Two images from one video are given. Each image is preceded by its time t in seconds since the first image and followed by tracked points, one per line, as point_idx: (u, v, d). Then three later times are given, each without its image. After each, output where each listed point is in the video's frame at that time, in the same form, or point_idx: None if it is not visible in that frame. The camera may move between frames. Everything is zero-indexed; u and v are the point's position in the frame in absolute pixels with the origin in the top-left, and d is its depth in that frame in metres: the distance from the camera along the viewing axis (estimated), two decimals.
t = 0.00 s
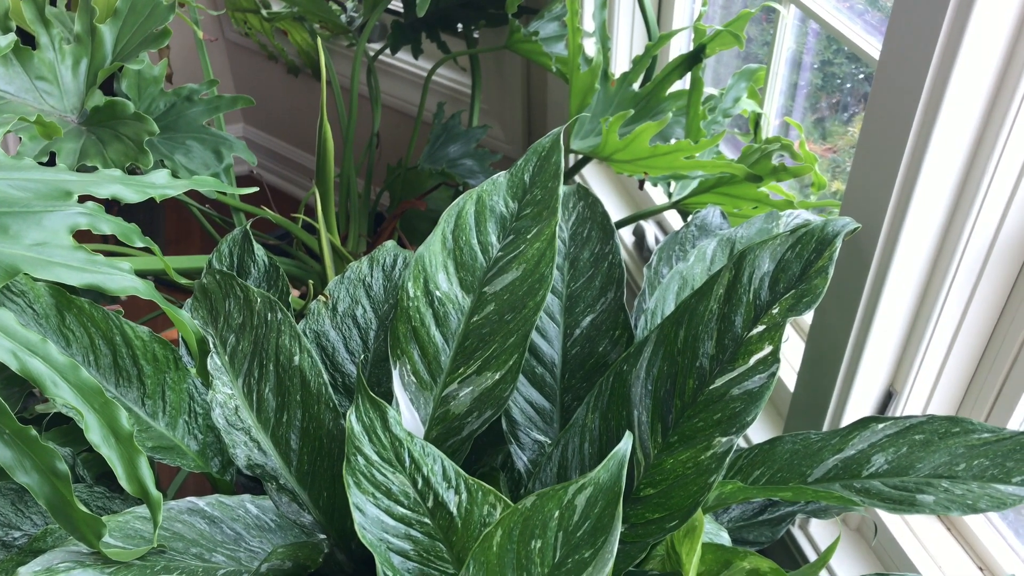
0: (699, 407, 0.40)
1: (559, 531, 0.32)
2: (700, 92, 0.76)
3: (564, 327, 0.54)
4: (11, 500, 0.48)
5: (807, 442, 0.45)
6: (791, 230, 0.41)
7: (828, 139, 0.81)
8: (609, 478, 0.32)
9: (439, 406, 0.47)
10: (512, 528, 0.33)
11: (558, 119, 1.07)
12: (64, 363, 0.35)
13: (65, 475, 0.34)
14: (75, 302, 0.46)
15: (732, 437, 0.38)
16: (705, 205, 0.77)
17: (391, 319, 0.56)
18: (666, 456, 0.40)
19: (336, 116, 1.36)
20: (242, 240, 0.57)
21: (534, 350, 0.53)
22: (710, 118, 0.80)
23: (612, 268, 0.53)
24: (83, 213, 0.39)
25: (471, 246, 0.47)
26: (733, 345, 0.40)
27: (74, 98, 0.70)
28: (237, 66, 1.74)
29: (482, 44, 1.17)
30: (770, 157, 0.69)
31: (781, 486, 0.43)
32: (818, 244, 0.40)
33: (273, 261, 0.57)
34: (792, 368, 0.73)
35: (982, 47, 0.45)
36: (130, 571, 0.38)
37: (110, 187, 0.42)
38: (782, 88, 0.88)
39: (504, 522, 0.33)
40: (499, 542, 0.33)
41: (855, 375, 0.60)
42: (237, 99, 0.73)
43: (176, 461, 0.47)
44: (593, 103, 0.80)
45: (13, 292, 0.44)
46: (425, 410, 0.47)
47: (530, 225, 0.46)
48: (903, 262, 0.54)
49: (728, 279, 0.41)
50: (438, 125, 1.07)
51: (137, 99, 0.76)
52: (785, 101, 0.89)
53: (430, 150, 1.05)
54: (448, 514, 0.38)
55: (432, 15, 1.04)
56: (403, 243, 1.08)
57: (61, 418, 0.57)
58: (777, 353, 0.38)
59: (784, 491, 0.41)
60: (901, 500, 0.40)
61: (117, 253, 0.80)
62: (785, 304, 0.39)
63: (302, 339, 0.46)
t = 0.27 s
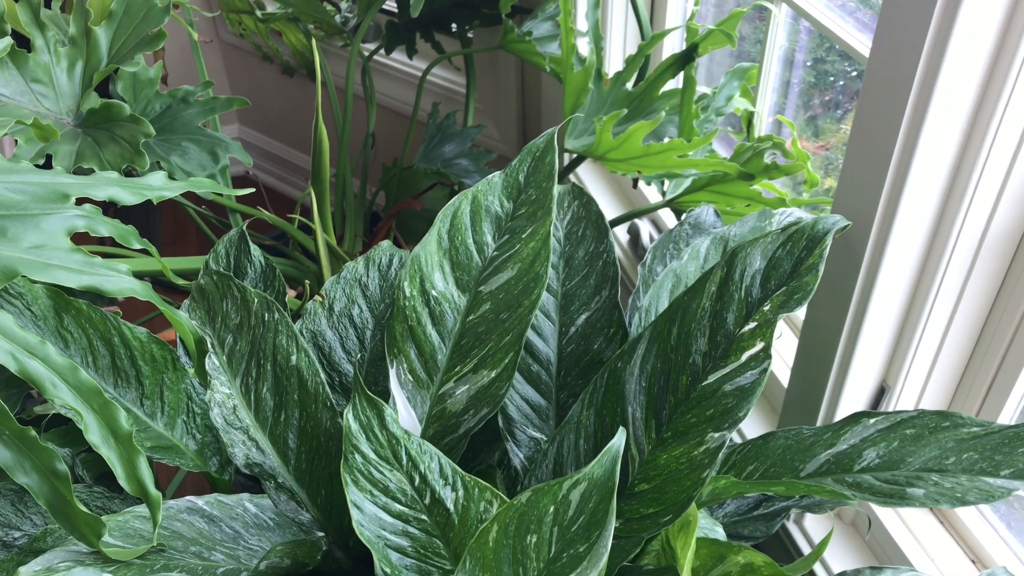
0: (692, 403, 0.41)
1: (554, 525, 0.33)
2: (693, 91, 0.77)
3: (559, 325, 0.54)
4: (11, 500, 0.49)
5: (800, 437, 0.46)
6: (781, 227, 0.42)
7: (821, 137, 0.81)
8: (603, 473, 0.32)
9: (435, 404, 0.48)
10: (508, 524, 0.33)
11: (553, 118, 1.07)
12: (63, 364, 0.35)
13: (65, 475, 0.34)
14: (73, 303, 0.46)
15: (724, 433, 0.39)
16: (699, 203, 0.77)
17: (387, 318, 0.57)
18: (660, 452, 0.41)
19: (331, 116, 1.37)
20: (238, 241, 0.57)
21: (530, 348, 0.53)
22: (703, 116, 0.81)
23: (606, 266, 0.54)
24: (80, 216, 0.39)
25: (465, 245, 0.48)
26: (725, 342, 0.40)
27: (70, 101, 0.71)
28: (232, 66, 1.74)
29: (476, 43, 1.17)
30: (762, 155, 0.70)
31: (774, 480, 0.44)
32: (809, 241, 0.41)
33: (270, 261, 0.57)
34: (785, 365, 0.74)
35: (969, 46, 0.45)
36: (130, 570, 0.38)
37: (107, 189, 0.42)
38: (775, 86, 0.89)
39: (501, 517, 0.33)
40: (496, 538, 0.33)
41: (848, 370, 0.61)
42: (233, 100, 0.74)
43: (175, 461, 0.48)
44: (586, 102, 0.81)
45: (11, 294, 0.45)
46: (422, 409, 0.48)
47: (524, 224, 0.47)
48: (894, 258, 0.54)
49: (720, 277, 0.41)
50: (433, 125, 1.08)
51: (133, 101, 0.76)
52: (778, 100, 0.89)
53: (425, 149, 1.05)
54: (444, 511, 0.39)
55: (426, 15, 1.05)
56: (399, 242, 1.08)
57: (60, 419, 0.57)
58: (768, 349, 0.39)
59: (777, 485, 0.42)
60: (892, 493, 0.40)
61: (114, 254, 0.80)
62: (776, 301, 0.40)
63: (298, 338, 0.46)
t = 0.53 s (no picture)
0: (682, 399, 0.41)
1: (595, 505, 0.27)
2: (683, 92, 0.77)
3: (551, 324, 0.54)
4: (4, 501, 0.49)
5: (790, 434, 0.46)
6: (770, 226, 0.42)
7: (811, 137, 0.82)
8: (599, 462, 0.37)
9: (427, 403, 0.48)
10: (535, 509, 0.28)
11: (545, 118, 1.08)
12: (56, 364, 0.35)
13: (58, 474, 0.34)
14: (65, 303, 0.47)
15: (713, 428, 0.40)
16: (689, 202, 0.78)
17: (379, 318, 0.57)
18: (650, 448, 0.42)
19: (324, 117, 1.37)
20: (231, 241, 0.57)
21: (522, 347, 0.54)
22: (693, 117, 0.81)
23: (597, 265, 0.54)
24: (73, 216, 0.39)
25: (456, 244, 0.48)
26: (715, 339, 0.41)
27: (61, 102, 0.70)
28: (224, 67, 1.74)
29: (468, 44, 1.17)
30: (752, 155, 0.69)
31: (764, 476, 0.44)
32: (796, 239, 0.41)
33: (262, 261, 0.57)
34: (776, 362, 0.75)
35: (954, 46, 0.46)
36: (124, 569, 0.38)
37: (100, 190, 0.42)
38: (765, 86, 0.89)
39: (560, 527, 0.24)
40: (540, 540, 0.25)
41: (837, 367, 0.61)
42: (225, 101, 0.74)
43: (168, 460, 0.48)
44: (577, 103, 0.82)
45: (3, 293, 0.45)
46: (414, 408, 0.48)
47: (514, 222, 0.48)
48: (882, 256, 0.55)
49: (709, 275, 0.42)
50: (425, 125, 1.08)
51: (125, 102, 0.76)
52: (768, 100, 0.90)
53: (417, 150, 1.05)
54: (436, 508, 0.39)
55: (418, 16, 1.05)
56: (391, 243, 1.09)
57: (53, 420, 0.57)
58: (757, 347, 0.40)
59: (767, 481, 0.42)
60: (879, 488, 0.41)
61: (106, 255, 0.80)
62: (764, 298, 0.40)
63: (291, 337, 0.47)
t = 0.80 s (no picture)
0: (680, 406, 0.42)
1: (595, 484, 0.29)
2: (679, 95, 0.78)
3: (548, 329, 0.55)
4: (2, 508, 0.49)
5: (786, 438, 0.47)
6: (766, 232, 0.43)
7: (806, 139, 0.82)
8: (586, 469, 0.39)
9: (425, 408, 0.48)
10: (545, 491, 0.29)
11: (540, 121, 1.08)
12: (54, 371, 0.35)
13: (58, 483, 0.34)
14: (63, 310, 0.46)
15: (711, 435, 0.40)
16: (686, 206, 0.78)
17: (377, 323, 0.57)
18: (648, 454, 0.42)
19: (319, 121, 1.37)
20: (227, 246, 0.57)
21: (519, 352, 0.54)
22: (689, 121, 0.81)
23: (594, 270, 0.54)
24: (70, 224, 0.39)
25: (454, 250, 0.48)
26: (711, 345, 0.41)
27: (58, 108, 0.70)
28: (220, 71, 1.74)
29: (464, 48, 1.18)
30: (747, 159, 0.70)
31: (761, 481, 0.44)
32: (793, 246, 0.42)
33: (259, 267, 0.58)
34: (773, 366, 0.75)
35: (948, 53, 0.46)
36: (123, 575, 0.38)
37: (98, 197, 0.42)
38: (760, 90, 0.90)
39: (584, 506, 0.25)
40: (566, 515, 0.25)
41: (833, 371, 0.62)
42: (221, 106, 0.74)
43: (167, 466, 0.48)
44: (574, 107, 0.82)
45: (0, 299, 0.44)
46: (412, 413, 0.48)
47: (511, 228, 0.47)
48: (878, 261, 0.55)
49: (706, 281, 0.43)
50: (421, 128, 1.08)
51: (121, 107, 0.76)
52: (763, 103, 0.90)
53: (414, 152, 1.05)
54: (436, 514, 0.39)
55: (414, 20, 1.05)
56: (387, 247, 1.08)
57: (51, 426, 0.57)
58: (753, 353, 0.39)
59: (763, 485, 0.42)
60: (875, 493, 0.41)
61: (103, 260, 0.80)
62: (760, 304, 0.40)
63: (289, 344, 0.46)
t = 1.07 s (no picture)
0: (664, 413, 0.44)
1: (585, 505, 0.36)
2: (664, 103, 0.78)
3: (532, 334, 0.55)
4: None
5: (765, 444, 0.47)
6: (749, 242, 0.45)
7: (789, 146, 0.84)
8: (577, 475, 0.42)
9: (409, 412, 0.49)
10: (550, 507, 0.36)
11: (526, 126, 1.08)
12: (37, 373, 0.35)
13: (40, 486, 0.34)
14: (46, 311, 0.46)
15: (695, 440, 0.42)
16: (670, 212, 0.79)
17: (361, 326, 0.57)
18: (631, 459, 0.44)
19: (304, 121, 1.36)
20: (211, 248, 0.57)
21: (503, 357, 0.54)
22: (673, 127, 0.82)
23: (579, 275, 0.55)
24: (55, 224, 0.39)
25: (440, 255, 0.48)
26: (695, 354, 0.45)
27: (40, 106, 0.70)
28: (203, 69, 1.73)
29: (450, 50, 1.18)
30: (730, 167, 0.71)
31: (742, 487, 0.45)
32: (775, 256, 0.44)
33: (243, 269, 0.57)
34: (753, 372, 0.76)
35: (927, 69, 0.47)
36: None
37: (82, 198, 0.42)
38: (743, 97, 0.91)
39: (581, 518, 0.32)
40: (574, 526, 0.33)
41: (811, 378, 0.63)
42: (206, 106, 0.73)
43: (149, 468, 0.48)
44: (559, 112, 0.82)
45: None
46: (395, 417, 0.49)
47: (498, 235, 0.48)
48: (857, 271, 0.56)
49: (690, 289, 0.45)
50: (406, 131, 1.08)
51: (104, 106, 0.76)
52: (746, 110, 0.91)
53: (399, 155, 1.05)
54: (421, 518, 0.39)
55: (401, 22, 1.05)
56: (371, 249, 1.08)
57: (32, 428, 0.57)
58: (735, 361, 0.43)
59: (744, 491, 0.43)
60: (852, 500, 0.42)
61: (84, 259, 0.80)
62: (744, 312, 0.44)
63: (274, 347, 0.46)
